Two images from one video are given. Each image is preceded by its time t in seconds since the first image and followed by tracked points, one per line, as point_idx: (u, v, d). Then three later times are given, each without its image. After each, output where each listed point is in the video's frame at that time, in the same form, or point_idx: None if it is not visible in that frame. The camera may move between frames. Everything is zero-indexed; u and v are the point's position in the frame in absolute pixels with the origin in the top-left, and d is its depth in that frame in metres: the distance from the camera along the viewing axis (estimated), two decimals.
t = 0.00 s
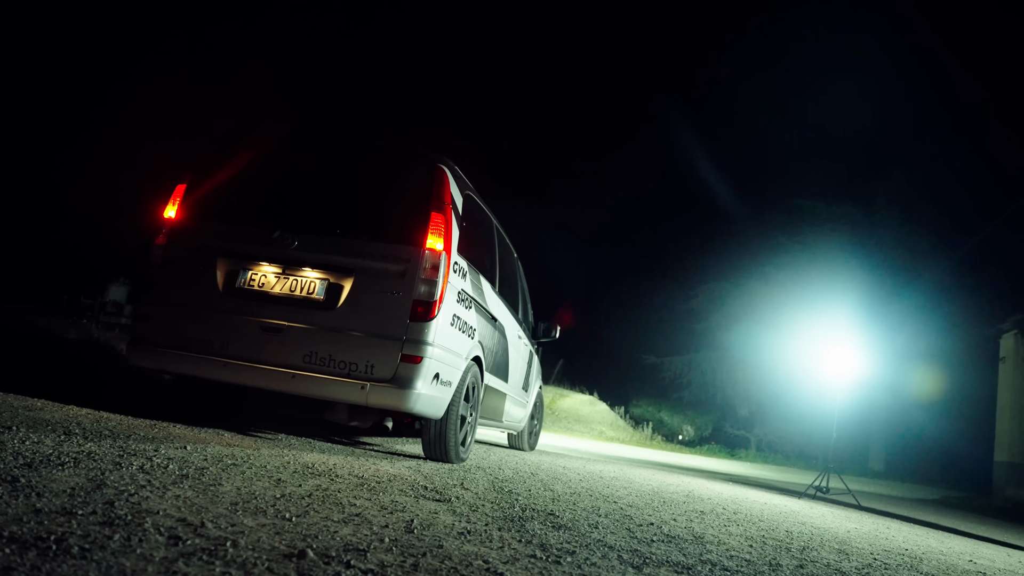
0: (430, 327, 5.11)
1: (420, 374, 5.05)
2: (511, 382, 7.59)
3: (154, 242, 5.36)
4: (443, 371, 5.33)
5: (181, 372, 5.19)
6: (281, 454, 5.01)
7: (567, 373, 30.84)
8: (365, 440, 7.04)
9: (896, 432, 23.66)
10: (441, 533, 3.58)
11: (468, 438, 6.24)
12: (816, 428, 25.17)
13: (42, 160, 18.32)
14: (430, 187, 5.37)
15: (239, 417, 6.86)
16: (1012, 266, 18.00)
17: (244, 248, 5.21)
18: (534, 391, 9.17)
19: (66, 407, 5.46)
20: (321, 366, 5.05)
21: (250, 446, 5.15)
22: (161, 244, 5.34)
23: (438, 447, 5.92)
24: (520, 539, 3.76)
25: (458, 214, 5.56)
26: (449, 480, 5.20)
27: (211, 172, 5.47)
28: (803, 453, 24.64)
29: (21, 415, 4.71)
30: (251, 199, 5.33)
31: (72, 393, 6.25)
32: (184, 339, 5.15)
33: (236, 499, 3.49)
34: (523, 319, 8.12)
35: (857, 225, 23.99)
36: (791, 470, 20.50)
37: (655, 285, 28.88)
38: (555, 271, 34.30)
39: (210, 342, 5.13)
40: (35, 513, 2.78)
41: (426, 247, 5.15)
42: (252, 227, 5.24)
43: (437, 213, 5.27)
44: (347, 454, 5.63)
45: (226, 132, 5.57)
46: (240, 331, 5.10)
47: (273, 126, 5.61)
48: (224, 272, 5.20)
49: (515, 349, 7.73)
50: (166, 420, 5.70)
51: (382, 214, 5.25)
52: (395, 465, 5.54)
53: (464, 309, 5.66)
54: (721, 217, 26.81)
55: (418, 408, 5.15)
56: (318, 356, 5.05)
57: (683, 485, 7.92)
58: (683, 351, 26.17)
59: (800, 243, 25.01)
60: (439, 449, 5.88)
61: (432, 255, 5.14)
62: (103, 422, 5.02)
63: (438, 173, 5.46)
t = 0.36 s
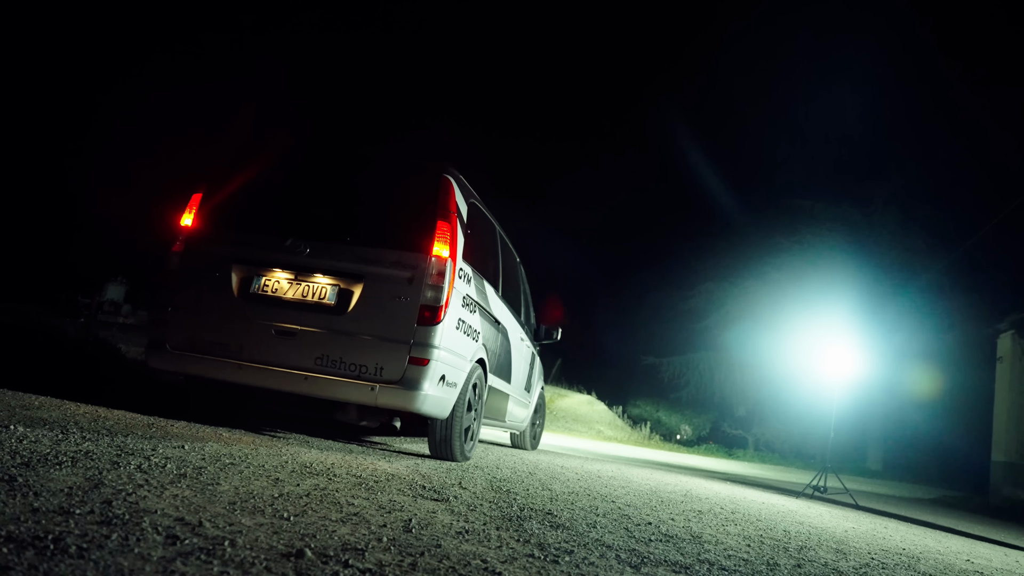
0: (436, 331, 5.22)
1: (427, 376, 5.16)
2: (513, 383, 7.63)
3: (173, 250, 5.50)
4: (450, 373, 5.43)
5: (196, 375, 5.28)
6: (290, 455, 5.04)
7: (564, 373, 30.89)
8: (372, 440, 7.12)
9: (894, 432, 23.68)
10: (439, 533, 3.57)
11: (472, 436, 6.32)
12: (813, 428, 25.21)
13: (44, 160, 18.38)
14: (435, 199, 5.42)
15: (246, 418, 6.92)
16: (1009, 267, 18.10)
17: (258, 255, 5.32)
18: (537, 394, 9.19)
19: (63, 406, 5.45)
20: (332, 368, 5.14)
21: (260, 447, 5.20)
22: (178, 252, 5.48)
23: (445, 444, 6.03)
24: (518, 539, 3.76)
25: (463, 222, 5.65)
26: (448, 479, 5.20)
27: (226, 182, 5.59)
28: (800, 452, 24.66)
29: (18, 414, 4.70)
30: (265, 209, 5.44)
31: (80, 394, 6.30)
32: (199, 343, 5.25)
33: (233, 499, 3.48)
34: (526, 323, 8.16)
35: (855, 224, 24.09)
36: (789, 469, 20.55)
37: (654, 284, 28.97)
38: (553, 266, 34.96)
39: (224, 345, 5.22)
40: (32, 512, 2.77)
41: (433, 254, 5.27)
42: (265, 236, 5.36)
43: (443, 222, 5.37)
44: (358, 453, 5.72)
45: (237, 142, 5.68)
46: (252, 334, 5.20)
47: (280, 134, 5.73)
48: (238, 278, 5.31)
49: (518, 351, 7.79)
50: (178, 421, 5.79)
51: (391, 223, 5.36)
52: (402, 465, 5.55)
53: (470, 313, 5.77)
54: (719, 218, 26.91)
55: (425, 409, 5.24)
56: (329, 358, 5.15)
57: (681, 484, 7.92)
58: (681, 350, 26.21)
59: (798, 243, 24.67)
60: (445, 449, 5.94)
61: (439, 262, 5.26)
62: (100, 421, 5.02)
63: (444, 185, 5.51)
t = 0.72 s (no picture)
0: (446, 336, 5.90)
1: (438, 377, 5.85)
2: (520, 383, 8.13)
3: (197, 256, 6.20)
4: (458, 373, 6.11)
5: (221, 374, 5.99)
6: (310, 444, 5.71)
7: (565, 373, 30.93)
8: (381, 438, 7.36)
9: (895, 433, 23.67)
10: (440, 532, 3.57)
11: (481, 437, 6.86)
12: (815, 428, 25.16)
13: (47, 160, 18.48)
14: (447, 210, 6.05)
15: (259, 416, 7.18)
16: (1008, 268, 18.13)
17: (276, 259, 5.98)
18: (542, 395, 9.35)
19: (62, 404, 5.47)
20: (349, 370, 5.87)
21: (281, 437, 5.86)
22: (201, 259, 6.18)
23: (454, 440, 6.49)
24: (519, 538, 3.76)
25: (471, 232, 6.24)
26: (448, 478, 5.20)
27: (247, 192, 6.30)
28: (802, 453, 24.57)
29: (18, 412, 4.70)
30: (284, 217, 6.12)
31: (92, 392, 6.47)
32: (225, 344, 5.98)
33: (234, 498, 3.49)
34: (534, 327, 8.57)
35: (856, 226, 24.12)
36: (790, 470, 20.59)
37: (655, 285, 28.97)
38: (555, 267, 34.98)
39: (249, 348, 5.95)
40: (33, 510, 2.77)
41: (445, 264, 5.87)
42: (282, 247, 6.00)
43: (453, 230, 5.97)
44: (371, 447, 6.32)
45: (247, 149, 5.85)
46: (275, 340, 5.93)
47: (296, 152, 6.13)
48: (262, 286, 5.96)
49: (524, 353, 8.20)
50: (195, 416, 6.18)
51: (404, 235, 5.98)
52: (409, 455, 6.15)
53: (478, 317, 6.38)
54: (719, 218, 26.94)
55: (435, 407, 5.95)
56: (346, 361, 5.87)
57: (682, 484, 7.94)
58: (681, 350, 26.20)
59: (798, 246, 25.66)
60: (453, 444, 6.48)
61: (450, 270, 5.87)
62: (100, 420, 4.99)
63: (454, 198, 6.13)
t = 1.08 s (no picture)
0: (453, 337, 6.01)
1: (446, 377, 5.96)
2: (525, 384, 8.26)
3: (216, 263, 6.28)
4: (466, 375, 6.22)
5: (240, 376, 6.13)
6: (326, 443, 5.84)
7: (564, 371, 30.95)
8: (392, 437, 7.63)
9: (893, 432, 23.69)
10: (438, 531, 3.57)
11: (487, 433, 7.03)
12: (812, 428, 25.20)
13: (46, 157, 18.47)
14: (454, 220, 6.19)
15: (265, 415, 7.26)
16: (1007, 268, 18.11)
17: (293, 266, 6.06)
18: (547, 396, 9.48)
19: (60, 402, 5.47)
20: (362, 371, 5.97)
21: (294, 435, 6.00)
22: (222, 266, 6.24)
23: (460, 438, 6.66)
24: (516, 537, 3.76)
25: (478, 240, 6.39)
26: (446, 477, 5.19)
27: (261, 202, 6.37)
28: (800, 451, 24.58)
29: (13, 410, 4.67)
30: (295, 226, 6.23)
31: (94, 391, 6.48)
32: (245, 346, 6.11)
33: (232, 495, 3.49)
34: (534, 327, 8.55)
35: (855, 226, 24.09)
36: (788, 468, 20.61)
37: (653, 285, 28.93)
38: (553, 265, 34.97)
39: (266, 350, 6.07)
40: (30, 507, 2.77)
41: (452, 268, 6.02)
42: (295, 255, 6.08)
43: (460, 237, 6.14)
44: (384, 445, 6.43)
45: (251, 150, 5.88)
46: (292, 341, 6.04)
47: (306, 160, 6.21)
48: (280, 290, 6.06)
49: (529, 356, 8.32)
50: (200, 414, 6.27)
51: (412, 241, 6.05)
52: (410, 453, 6.21)
53: (484, 320, 6.52)
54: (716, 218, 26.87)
55: (443, 407, 6.04)
56: (359, 362, 5.97)
57: (680, 482, 7.94)
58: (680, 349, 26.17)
59: (798, 242, 24.90)
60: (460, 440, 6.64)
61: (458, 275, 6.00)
62: (98, 419, 4.95)
63: (459, 208, 6.27)
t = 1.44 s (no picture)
0: (463, 341, 6.30)
1: (455, 378, 6.25)
2: (532, 386, 8.52)
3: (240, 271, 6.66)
4: (474, 376, 6.49)
5: (264, 378, 6.46)
6: (343, 440, 6.14)
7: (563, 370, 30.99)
8: (413, 435, 8.09)
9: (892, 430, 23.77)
10: (437, 530, 3.56)
11: (495, 432, 7.32)
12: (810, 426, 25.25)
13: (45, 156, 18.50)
14: (461, 233, 6.49)
15: (270, 415, 7.38)
16: (1006, 267, 18.11)
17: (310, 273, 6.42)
18: (554, 395, 9.79)
19: (59, 400, 5.47)
20: (376, 373, 6.27)
21: (299, 433, 6.09)
22: (244, 273, 6.65)
23: (470, 436, 6.93)
24: (515, 535, 3.76)
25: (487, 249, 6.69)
26: (445, 475, 5.21)
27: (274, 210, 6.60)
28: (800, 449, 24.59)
29: (13, 409, 4.68)
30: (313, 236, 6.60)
31: (96, 390, 6.51)
32: (267, 349, 6.45)
33: (231, 494, 3.49)
34: (535, 327, 8.48)
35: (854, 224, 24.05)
36: (786, 467, 20.60)
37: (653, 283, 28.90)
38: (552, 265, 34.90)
39: (288, 353, 6.39)
40: (30, 506, 2.77)
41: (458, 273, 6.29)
42: (312, 264, 6.45)
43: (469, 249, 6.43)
44: (400, 443, 6.69)
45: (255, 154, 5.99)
46: (312, 345, 6.37)
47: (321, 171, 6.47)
48: (298, 296, 6.43)
49: (535, 358, 8.59)
50: (205, 412, 6.36)
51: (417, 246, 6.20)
52: (410, 450, 6.34)
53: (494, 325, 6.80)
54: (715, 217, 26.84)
55: (453, 407, 6.33)
56: (374, 364, 6.27)
57: (678, 481, 7.94)
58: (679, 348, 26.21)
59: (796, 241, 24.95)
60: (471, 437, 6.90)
61: (465, 283, 6.29)
62: (97, 417, 4.97)
63: (468, 220, 6.55)
